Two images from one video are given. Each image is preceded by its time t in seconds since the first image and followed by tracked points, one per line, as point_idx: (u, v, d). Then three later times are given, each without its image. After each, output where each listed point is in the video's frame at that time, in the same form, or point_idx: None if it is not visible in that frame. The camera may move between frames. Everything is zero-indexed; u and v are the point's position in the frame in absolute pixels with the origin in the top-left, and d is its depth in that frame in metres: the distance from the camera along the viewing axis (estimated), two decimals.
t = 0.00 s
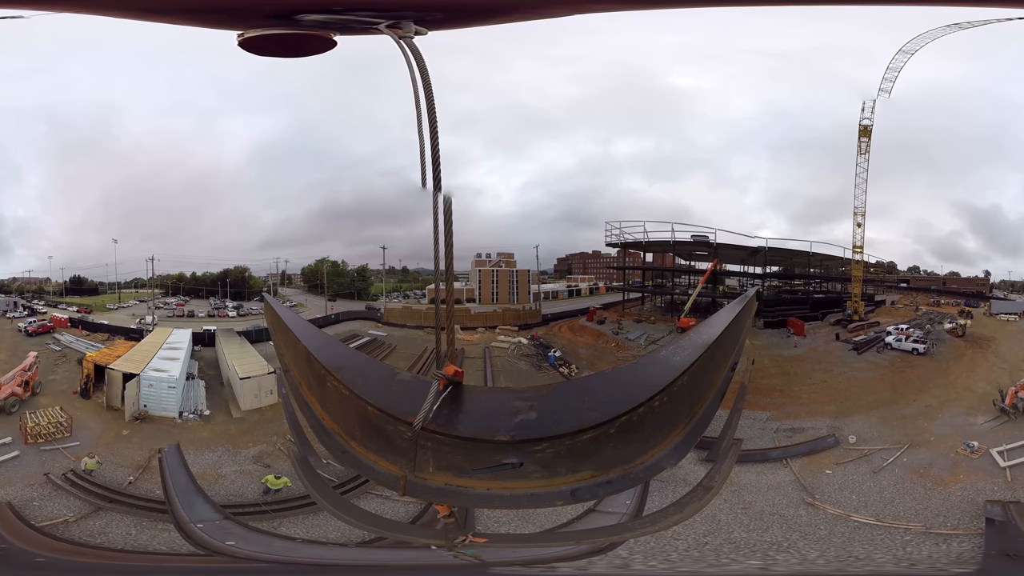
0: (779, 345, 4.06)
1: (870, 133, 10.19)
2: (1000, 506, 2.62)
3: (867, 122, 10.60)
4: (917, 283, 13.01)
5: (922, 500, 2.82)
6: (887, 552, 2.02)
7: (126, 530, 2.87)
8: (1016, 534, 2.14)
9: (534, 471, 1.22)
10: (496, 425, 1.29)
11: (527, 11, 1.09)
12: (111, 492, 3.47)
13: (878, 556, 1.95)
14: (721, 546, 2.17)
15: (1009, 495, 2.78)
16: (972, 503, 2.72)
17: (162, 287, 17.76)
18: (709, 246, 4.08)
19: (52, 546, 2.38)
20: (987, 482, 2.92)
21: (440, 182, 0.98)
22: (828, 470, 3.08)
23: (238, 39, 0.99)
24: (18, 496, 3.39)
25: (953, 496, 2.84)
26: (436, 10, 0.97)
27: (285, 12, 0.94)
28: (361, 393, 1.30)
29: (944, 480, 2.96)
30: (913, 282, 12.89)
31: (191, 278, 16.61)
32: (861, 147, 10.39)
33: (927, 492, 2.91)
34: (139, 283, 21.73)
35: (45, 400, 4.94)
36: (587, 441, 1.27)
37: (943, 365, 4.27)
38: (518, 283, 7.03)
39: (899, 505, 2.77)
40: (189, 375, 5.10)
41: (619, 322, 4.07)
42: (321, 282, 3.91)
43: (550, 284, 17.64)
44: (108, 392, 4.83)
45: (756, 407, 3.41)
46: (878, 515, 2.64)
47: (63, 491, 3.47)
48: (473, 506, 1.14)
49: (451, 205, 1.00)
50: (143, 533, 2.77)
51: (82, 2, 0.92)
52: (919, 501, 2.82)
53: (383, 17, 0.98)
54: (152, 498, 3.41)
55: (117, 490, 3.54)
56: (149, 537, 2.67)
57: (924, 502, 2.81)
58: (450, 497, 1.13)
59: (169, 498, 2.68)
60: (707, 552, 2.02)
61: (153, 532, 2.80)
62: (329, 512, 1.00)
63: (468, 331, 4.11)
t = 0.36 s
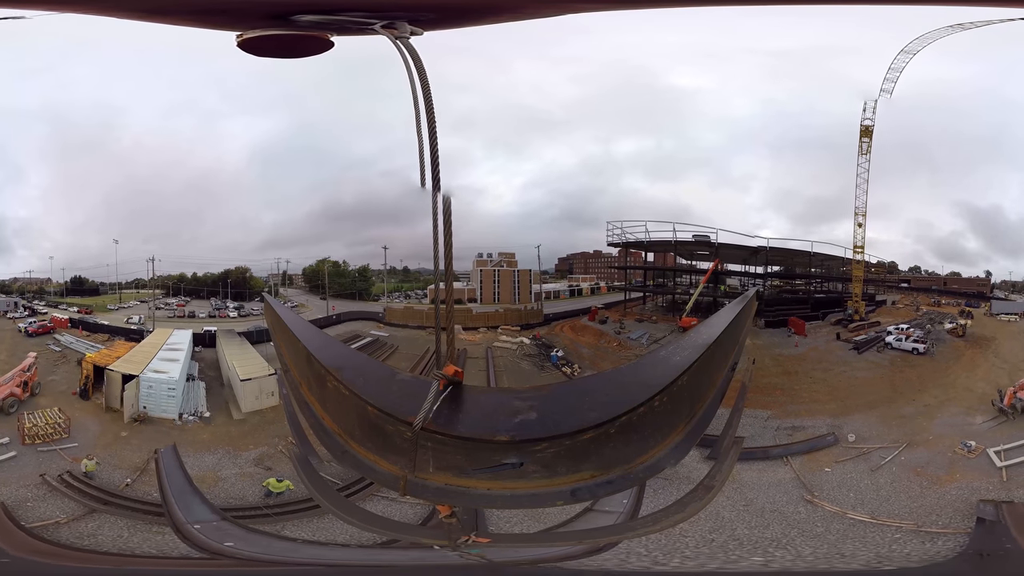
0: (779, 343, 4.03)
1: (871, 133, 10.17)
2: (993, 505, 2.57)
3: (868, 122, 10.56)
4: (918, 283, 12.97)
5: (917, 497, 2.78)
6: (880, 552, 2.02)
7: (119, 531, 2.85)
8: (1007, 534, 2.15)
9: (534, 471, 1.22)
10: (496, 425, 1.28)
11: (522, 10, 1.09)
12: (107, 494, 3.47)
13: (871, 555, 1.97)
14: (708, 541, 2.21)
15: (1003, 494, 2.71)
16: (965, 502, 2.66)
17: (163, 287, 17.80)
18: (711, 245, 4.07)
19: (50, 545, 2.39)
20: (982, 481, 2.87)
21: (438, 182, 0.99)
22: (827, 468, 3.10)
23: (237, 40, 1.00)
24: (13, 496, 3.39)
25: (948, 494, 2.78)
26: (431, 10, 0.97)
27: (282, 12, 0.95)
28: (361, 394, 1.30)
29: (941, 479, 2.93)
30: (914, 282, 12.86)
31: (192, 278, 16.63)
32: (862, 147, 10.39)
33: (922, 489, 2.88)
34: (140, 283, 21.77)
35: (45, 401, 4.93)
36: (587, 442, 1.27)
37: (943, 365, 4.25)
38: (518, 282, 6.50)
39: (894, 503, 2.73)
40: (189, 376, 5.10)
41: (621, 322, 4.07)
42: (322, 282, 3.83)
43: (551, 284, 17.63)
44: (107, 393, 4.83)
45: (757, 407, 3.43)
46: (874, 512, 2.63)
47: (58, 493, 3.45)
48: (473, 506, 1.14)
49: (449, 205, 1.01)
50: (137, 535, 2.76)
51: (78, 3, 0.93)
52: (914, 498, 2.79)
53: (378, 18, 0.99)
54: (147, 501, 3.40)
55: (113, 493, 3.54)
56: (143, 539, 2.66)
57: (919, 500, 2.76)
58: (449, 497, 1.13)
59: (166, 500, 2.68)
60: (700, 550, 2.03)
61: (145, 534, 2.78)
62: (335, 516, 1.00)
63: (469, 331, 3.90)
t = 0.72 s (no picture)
0: (782, 343, 3.82)
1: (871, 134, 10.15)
2: (983, 504, 2.59)
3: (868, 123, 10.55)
4: (918, 283, 12.95)
5: (912, 495, 2.84)
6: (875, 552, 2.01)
7: (108, 534, 2.84)
8: (995, 530, 2.13)
9: (534, 471, 1.22)
10: (495, 425, 1.29)
11: (522, 11, 1.09)
12: (102, 497, 3.55)
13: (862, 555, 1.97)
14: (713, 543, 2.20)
15: (997, 493, 2.75)
16: (958, 501, 2.73)
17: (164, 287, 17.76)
18: (711, 245, 4.06)
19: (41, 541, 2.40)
20: (978, 481, 2.92)
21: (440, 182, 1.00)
22: (826, 466, 3.13)
23: (238, 41, 1.01)
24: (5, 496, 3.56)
25: (943, 492, 2.85)
26: (431, 10, 0.98)
27: (283, 13, 0.95)
28: (361, 394, 1.31)
29: (938, 477, 3.00)
30: (914, 282, 12.85)
31: (193, 278, 16.63)
32: (862, 148, 10.38)
33: (917, 487, 2.94)
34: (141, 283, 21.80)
35: (43, 402, 4.88)
36: (587, 442, 1.27)
37: (941, 364, 4.24)
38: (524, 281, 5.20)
39: (890, 501, 2.78)
40: (191, 378, 4.76)
41: (623, 322, 4.08)
42: (324, 282, 3.77)
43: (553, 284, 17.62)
44: (107, 393, 4.76)
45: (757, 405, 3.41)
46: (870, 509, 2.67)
47: (54, 494, 3.56)
48: (474, 506, 1.14)
49: (450, 204, 1.02)
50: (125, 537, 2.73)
51: (80, 3, 0.93)
52: (909, 496, 2.85)
53: (379, 19, 1.00)
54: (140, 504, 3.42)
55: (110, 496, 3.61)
56: (134, 539, 2.65)
57: (914, 498, 2.81)
58: (449, 497, 1.14)
59: (162, 500, 2.69)
60: (712, 546, 2.09)
61: (133, 535, 2.74)
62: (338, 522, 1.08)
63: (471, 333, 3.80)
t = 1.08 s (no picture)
0: (784, 342, 3.60)
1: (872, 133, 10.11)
2: (978, 502, 3.06)
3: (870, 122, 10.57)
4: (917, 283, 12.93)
5: (909, 493, 3.26)
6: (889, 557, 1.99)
7: (92, 537, 2.81)
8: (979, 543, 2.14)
9: (534, 471, 1.22)
10: (495, 425, 1.28)
11: (524, 10, 1.09)
12: (98, 498, 3.94)
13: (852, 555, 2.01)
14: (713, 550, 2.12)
15: (991, 494, 3.14)
16: (952, 498, 3.17)
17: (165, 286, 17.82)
18: (713, 245, 4.04)
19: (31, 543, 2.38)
20: (974, 480, 3.30)
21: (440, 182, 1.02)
22: (827, 463, 3.35)
23: (238, 40, 1.02)
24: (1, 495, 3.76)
25: (938, 491, 3.27)
26: (431, 10, 0.98)
27: (284, 13, 0.96)
28: (361, 394, 1.31)
29: (933, 475, 3.37)
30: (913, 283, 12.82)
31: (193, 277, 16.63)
32: (862, 147, 10.35)
33: (915, 485, 3.34)
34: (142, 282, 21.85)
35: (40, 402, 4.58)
36: (587, 442, 1.27)
37: (942, 364, 3.96)
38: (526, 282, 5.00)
39: (887, 498, 3.16)
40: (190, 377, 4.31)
41: (624, 321, 4.07)
42: (325, 282, 3.84)
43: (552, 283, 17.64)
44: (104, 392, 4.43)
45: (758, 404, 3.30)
46: (866, 507, 3.07)
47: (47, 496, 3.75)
48: (473, 506, 1.15)
49: (450, 204, 1.04)
50: (112, 540, 2.66)
51: (80, 3, 0.92)
52: (906, 495, 3.26)
53: (380, 19, 1.01)
54: (136, 506, 3.48)
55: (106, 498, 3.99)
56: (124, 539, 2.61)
57: (911, 495, 3.25)
58: (450, 496, 1.14)
59: (160, 501, 2.70)
60: (722, 543, 2.61)
61: (123, 538, 2.71)
62: (347, 521, 1.14)
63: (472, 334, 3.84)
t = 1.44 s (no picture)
0: (783, 341, 3.61)
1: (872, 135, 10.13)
2: (968, 503, 3.09)
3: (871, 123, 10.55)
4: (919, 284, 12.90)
5: (904, 491, 3.26)
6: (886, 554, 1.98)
7: (84, 539, 2.78)
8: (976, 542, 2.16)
9: (534, 471, 1.22)
10: (496, 425, 1.28)
11: (521, 10, 1.09)
12: (92, 501, 3.80)
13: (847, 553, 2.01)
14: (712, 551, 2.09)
15: (985, 495, 3.20)
16: (946, 497, 3.18)
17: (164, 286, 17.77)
18: (714, 245, 4.03)
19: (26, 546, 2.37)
20: (969, 479, 3.34)
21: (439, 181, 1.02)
22: (825, 461, 3.27)
23: (235, 40, 1.02)
24: None
25: (934, 490, 3.27)
26: (429, 10, 0.98)
27: (282, 13, 0.96)
28: (361, 394, 1.31)
29: (929, 475, 3.37)
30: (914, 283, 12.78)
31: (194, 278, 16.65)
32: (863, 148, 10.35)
33: (909, 483, 3.33)
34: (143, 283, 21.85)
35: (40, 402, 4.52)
36: (586, 442, 1.27)
37: (943, 363, 3.95)
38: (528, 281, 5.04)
39: (883, 496, 3.15)
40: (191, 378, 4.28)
41: (626, 321, 4.04)
42: (326, 282, 3.84)
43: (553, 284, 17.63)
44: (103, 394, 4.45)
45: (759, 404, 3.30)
46: (863, 504, 3.13)
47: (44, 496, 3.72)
48: (474, 506, 1.15)
49: (449, 204, 1.04)
50: (104, 542, 2.62)
51: (77, 3, 0.93)
52: (901, 491, 3.24)
53: (378, 19, 1.01)
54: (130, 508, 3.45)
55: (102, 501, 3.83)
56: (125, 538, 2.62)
57: (904, 494, 3.23)
58: (450, 496, 1.14)
59: (156, 502, 2.69)
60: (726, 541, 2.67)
61: (118, 540, 2.69)
62: (354, 523, 1.14)
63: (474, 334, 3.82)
